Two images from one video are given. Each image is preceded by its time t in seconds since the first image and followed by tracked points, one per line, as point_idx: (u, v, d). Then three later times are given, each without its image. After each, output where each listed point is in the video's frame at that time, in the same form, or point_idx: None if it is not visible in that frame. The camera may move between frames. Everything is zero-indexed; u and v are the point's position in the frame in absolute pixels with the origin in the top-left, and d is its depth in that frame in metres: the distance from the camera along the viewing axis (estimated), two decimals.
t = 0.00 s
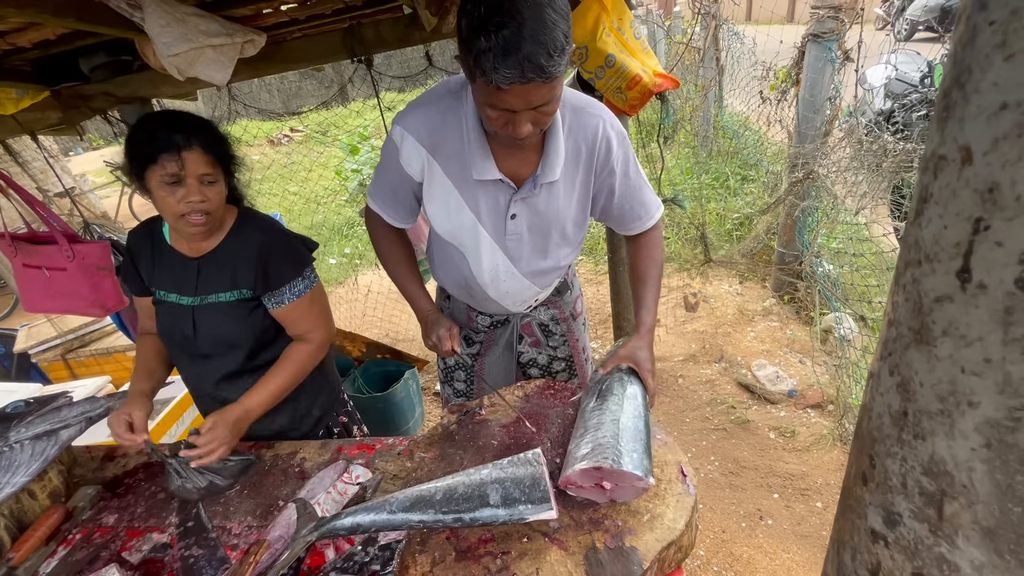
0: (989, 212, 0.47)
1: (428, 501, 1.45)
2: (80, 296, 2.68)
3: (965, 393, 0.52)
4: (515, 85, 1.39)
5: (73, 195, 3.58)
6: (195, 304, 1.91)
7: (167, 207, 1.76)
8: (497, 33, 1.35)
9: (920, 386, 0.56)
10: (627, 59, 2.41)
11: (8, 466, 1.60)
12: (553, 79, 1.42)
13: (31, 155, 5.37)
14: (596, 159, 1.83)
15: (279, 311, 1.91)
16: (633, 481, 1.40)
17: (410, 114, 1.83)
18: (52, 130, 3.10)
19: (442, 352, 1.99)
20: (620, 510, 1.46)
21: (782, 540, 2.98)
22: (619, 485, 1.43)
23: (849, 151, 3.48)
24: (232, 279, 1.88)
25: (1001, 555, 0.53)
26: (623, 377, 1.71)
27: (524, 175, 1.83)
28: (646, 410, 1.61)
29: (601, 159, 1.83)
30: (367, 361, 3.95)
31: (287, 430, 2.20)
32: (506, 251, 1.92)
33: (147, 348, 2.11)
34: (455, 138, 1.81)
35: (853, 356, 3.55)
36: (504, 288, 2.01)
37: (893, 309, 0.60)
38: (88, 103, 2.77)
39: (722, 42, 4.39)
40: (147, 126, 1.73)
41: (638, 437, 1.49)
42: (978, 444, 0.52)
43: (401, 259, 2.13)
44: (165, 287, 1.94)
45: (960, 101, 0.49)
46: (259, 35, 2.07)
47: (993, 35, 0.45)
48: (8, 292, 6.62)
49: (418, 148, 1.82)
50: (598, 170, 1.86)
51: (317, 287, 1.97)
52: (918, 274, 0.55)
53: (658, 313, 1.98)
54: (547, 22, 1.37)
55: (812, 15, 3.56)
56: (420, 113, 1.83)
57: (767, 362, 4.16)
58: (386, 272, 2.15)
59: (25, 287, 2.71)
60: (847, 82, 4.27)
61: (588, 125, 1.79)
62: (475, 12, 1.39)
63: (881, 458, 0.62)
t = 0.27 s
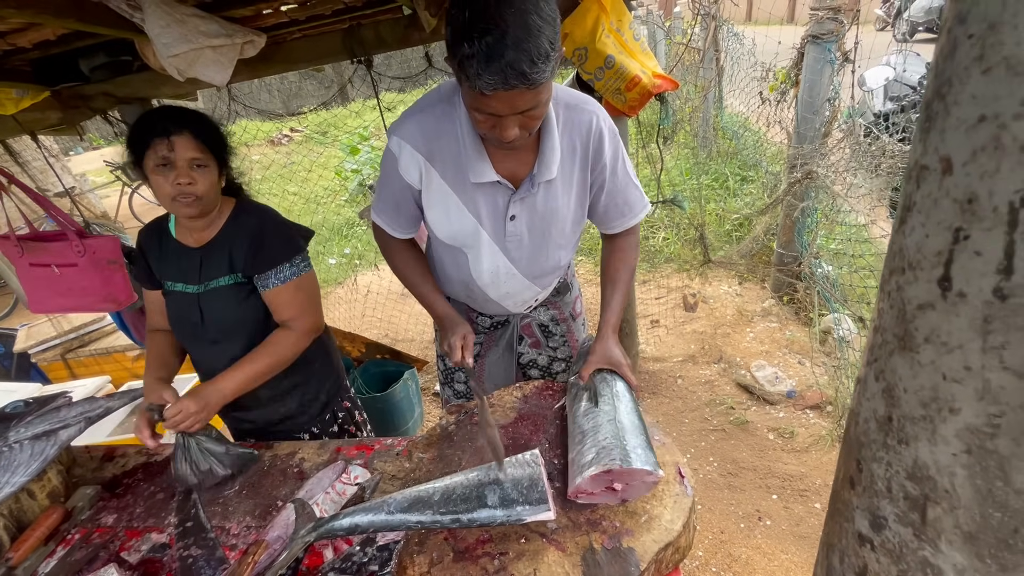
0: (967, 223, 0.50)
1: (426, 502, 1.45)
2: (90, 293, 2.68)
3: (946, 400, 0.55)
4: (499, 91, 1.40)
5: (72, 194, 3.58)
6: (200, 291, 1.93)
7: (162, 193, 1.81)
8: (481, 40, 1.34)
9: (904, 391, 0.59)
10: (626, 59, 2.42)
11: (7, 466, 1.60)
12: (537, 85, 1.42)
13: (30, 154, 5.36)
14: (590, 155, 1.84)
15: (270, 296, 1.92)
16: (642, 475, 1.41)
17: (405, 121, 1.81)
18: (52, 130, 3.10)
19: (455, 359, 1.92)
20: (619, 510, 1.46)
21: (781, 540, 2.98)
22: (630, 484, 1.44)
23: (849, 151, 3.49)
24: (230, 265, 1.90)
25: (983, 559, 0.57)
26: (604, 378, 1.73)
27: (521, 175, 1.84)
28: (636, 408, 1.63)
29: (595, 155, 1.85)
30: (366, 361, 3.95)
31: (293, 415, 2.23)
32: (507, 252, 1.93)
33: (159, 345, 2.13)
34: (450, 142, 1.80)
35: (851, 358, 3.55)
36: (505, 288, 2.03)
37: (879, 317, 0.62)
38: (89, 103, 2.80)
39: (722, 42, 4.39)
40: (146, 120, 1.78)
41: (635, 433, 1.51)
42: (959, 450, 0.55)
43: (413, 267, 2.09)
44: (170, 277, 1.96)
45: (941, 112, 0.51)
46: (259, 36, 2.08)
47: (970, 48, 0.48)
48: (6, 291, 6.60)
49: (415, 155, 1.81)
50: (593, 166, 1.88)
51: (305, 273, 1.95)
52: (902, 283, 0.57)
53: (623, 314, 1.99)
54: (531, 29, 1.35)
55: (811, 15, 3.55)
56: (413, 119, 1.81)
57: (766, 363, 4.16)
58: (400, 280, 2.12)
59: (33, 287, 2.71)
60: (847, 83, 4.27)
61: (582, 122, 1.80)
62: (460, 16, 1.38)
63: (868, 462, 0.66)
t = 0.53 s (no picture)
0: (931, 215, 0.49)
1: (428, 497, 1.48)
2: (98, 291, 2.70)
3: (913, 379, 0.54)
4: (477, 96, 1.42)
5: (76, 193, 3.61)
6: (210, 281, 1.95)
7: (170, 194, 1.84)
8: (462, 47, 1.36)
9: (878, 373, 0.58)
10: (626, 60, 2.44)
11: (14, 461, 1.62)
12: (517, 93, 1.43)
13: (36, 154, 5.39)
14: (582, 161, 1.84)
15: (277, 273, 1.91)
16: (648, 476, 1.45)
17: (402, 118, 1.86)
18: (58, 129, 3.12)
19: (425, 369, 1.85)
20: (619, 507, 1.48)
21: (780, 539, 3.00)
22: (635, 481, 1.47)
23: (848, 153, 3.55)
24: (234, 253, 1.92)
25: (949, 529, 0.54)
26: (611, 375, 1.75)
27: (511, 176, 1.84)
28: (641, 407, 1.64)
29: (587, 161, 1.85)
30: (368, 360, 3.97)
31: (307, 396, 2.25)
32: (495, 252, 1.95)
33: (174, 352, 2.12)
34: (443, 140, 1.83)
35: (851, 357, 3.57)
36: (495, 288, 2.05)
37: (857, 304, 0.61)
38: (93, 104, 2.81)
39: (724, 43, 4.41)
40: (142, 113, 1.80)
41: (643, 432, 1.53)
42: (926, 426, 0.54)
43: (413, 268, 2.14)
44: (180, 274, 1.97)
45: (908, 116, 0.51)
46: (262, 36, 2.10)
47: (931, 58, 0.48)
48: (12, 290, 6.65)
49: (409, 151, 1.86)
50: (584, 172, 1.87)
51: (307, 252, 1.95)
52: (876, 272, 0.57)
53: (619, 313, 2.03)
54: (513, 39, 1.36)
55: (812, 17, 3.57)
56: (410, 116, 1.86)
57: (766, 363, 4.18)
58: (395, 281, 2.15)
59: (38, 288, 2.72)
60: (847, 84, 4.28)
61: (575, 128, 1.81)
62: (445, 21, 1.39)
63: (847, 442, 0.64)
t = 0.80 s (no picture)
0: (903, 203, 0.48)
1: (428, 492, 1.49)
2: (97, 290, 2.71)
3: (890, 359, 0.52)
4: (453, 110, 1.43)
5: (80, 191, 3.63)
6: (212, 288, 1.96)
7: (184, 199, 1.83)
8: (435, 62, 1.37)
9: (858, 354, 0.56)
10: (627, 60, 2.45)
11: (19, 455, 1.64)
12: (494, 104, 1.43)
13: (39, 153, 5.42)
14: (572, 165, 1.84)
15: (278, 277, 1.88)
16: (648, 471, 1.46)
17: (395, 119, 1.87)
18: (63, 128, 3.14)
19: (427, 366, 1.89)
20: (618, 502, 1.49)
21: (779, 537, 3.01)
22: (633, 477, 1.48)
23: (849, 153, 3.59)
24: (241, 262, 1.93)
25: (924, 501, 0.52)
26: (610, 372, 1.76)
27: (500, 178, 1.85)
28: (640, 404, 1.65)
29: (576, 164, 1.84)
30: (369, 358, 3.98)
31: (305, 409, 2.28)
32: (486, 253, 1.96)
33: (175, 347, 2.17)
34: (433, 143, 1.84)
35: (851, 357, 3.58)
36: (487, 287, 2.07)
37: (840, 287, 0.60)
38: (97, 102, 2.80)
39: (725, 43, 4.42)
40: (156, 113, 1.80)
41: (642, 428, 1.54)
42: (902, 402, 0.52)
43: (414, 269, 2.15)
44: (186, 276, 2.00)
45: (884, 111, 0.50)
46: (264, 34, 2.11)
47: (903, 57, 0.47)
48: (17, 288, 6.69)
49: (400, 153, 1.87)
50: (574, 176, 1.86)
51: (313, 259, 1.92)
52: (856, 258, 0.55)
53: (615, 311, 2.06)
54: (484, 54, 1.35)
55: (813, 17, 3.58)
56: (403, 118, 1.87)
57: (766, 362, 4.20)
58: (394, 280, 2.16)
59: (36, 288, 2.71)
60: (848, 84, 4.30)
61: (564, 132, 1.80)
62: (420, 34, 1.40)
63: (831, 423, 0.62)
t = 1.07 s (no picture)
0: (885, 186, 0.49)
1: (429, 484, 1.50)
2: (94, 288, 2.73)
3: (874, 337, 0.53)
4: (449, 113, 1.44)
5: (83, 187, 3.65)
6: (214, 299, 1.95)
7: (188, 203, 1.81)
8: (430, 66, 1.37)
9: (845, 336, 0.56)
10: (630, 58, 2.45)
11: (25, 448, 1.65)
12: (489, 107, 1.45)
13: (42, 150, 5.43)
14: (568, 165, 1.83)
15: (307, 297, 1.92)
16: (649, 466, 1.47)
17: (394, 117, 1.88)
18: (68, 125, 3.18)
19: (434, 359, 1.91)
20: (618, 497, 1.50)
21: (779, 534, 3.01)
22: (633, 471, 1.49)
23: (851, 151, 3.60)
24: (253, 273, 1.92)
25: (906, 475, 0.53)
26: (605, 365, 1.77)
27: (497, 177, 1.85)
28: (639, 400, 1.66)
29: (573, 165, 1.84)
30: (370, 354, 4.00)
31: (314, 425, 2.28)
32: (483, 250, 1.98)
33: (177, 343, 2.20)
34: (431, 141, 1.85)
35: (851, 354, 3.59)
36: (484, 284, 2.09)
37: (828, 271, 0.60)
38: (101, 100, 2.85)
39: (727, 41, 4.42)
40: (166, 118, 1.75)
41: (641, 424, 1.55)
42: (886, 379, 0.52)
43: (417, 265, 2.16)
44: (185, 284, 1.99)
45: (868, 99, 0.51)
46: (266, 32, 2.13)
47: (886, 44, 0.48)
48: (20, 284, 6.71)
49: (398, 150, 1.89)
50: (571, 176, 1.86)
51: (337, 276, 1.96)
52: (843, 243, 0.56)
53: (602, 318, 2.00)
54: (480, 58, 1.36)
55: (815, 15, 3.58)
56: (401, 116, 1.88)
57: (767, 360, 4.21)
58: (397, 274, 2.17)
59: (32, 286, 2.70)
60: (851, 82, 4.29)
61: (561, 132, 1.79)
62: (415, 37, 1.40)
63: (820, 404, 0.62)
